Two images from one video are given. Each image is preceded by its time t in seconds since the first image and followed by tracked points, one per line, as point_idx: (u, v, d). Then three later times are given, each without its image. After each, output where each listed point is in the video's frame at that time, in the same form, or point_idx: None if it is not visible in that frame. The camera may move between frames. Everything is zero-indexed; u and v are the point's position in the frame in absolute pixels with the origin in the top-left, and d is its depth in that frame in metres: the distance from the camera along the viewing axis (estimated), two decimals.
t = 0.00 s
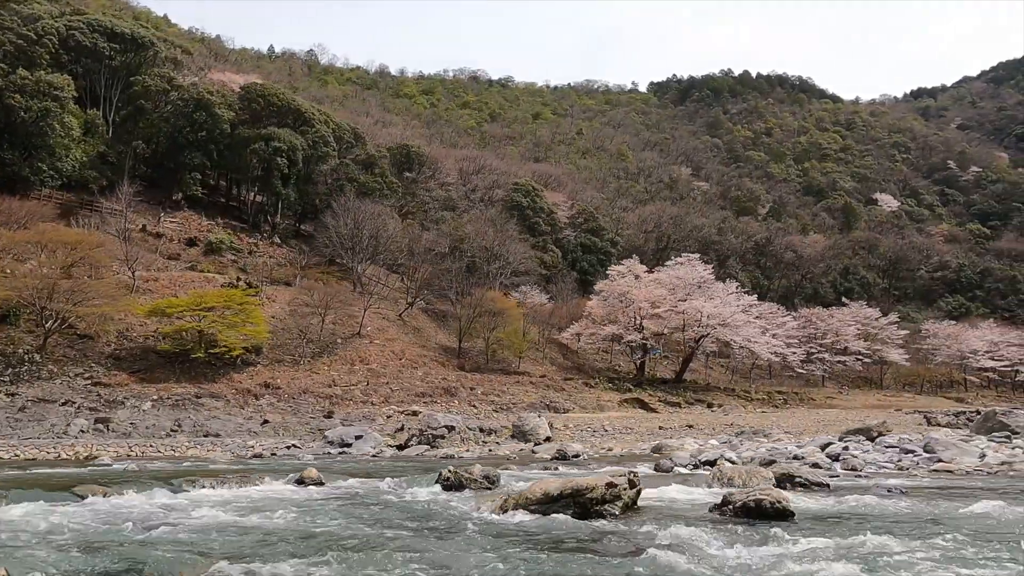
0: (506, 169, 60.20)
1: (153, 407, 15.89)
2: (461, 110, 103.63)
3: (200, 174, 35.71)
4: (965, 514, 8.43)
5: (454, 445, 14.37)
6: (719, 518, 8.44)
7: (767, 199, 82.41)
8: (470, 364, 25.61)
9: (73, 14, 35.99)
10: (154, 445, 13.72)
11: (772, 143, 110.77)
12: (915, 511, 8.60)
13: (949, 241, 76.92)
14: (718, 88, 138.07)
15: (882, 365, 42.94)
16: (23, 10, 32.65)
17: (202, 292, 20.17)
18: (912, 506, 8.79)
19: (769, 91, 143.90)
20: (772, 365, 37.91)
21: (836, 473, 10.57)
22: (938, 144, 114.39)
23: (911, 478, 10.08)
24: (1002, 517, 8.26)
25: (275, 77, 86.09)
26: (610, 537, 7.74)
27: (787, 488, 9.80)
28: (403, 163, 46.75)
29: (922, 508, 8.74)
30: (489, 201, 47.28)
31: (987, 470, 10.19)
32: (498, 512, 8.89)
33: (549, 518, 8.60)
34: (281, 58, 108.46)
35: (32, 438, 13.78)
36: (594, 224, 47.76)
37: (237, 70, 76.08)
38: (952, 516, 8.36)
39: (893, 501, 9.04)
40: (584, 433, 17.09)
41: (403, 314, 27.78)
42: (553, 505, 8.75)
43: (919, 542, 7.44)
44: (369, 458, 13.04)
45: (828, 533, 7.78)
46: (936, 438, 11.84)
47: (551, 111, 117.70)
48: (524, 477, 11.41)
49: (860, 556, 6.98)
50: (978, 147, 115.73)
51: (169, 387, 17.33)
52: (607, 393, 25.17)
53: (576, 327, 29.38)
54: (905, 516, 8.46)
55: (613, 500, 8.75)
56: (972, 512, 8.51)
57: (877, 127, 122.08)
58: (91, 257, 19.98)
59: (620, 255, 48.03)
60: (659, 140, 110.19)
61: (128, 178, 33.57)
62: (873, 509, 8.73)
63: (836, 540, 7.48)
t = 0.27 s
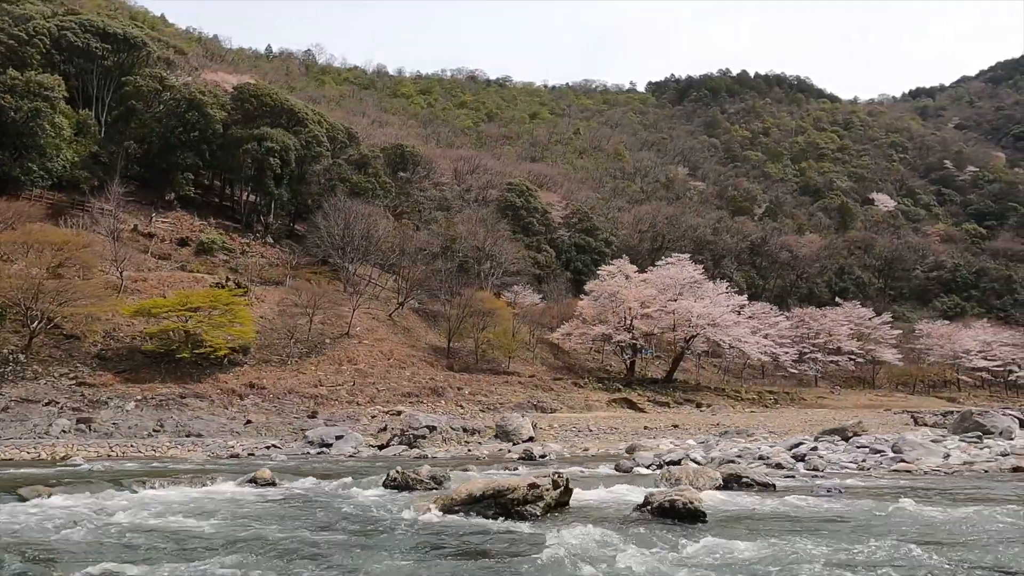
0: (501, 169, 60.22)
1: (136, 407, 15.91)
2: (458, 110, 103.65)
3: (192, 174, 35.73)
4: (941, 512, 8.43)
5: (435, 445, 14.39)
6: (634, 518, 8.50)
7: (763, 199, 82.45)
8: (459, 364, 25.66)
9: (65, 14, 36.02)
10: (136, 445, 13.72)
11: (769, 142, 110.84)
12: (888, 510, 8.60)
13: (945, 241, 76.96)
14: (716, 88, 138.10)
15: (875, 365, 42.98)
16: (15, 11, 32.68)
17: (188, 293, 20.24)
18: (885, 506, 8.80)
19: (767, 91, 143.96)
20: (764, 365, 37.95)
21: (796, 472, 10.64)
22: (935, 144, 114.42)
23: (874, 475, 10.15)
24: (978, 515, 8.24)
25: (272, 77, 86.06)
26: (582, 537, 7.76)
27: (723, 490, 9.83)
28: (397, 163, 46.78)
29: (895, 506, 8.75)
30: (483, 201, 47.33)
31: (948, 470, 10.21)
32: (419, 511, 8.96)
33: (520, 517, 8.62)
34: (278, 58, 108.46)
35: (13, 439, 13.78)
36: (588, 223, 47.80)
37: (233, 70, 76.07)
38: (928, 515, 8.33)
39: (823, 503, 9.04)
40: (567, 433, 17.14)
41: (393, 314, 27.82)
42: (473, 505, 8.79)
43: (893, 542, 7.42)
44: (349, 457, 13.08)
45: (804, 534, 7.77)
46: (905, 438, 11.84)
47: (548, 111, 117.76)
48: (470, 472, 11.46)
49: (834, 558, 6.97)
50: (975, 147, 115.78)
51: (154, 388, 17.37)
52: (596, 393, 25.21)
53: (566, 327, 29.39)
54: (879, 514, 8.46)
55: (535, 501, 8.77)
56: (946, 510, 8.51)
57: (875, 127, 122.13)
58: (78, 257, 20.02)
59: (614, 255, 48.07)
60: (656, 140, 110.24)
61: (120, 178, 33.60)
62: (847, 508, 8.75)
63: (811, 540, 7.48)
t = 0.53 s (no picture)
0: (497, 169, 60.23)
1: (121, 407, 15.95)
2: (455, 109, 103.66)
3: (185, 173, 35.76)
4: (914, 511, 8.40)
5: (416, 445, 14.40)
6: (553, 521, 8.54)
7: (760, 199, 82.44)
8: (449, 364, 25.70)
9: (57, 14, 36.05)
10: (117, 444, 13.74)
11: (767, 142, 110.89)
12: (861, 509, 8.59)
13: (942, 241, 77.00)
14: (714, 88, 138.16)
15: (870, 364, 42.99)
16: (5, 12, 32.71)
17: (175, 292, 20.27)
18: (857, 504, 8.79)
19: (766, 90, 143.96)
20: (757, 365, 37.99)
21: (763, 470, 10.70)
22: (933, 143, 114.41)
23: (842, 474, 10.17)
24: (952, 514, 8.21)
25: (269, 76, 86.03)
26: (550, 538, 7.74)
27: (670, 490, 10.06)
28: (392, 162, 46.82)
29: (868, 505, 8.73)
30: (478, 201, 47.35)
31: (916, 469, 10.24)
32: (345, 513, 8.93)
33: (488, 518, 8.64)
34: (276, 58, 108.45)
35: None
36: (582, 223, 47.84)
37: (230, 70, 76.08)
38: (903, 515, 8.28)
39: (764, 501, 9.12)
40: (552, 433, 17.17)
41: (384, 314, 27.87)
42: (397, 504, 8.69)
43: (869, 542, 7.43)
44: (328, 457, 13.12)
45: (775, 535, 7.72)
46: (877, 439, 11.87)
47: (546, 110, 117.76)
48: (424, 472, 11.52)
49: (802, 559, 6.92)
50: (973, 146, 115.76)
51: (140, 387, 17.39)
52: (586, 392, 25.26)
53: (557, 326, 29.40)
54: (854, 513, 8.42)
55: (459, 502, 8.77)
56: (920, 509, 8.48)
57: (873, 126, 122.14)
58: (65, 258, 20.04)
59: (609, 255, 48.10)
60: (654, 139, 110.23)
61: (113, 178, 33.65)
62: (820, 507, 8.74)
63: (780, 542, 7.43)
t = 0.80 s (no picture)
0: (493, 168, 60.26)
1: (105, 407, 15.97)
2: (453, 109, 103.71)
3: (177, 173, 35.77)
4: (887, 510, 8.37)
5: (398, 445, 14.41)
6: (466, 522, 8.40)
7: (757, 198, 82.44)
8: (439, 364, 25.71)
9: (49, 14, 36.07)
10: (99, 444, 13.75)
11: (765, 141, 110.85)
12: (832, 509, 8.56)
13: (939, 240, 76.98)
14: (713, 87, 138.14)
15: (864, 364, 42.99)
16: None
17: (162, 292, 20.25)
18: (829, 504, 8.77)
19: (764, 89, 143.95)
20: (750, 364, 38.03)
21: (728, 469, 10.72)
22: (931, 143, 114.36)
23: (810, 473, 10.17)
24: (924, 514, 8.16)
25: (266, 76, 86.04)
26: (519, 538, 7.68)
27: (619, 491, 9.80)
28: (387, 162, 46.84)
29: (840, 505, 8.70)
30: (472, 201, 47.37)
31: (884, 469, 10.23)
32: (278, 513, 8.93)
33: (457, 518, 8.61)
34: (274, 58, 108.46)
35: None
36: (577, 222, 47.86)
37: (227, 69, 76.14)
38: (876, 515, 8.23)
39: (704, 504, 8.95)
40: (537, 432, 17.18)
41: (375, 314, 27.89)
42: (322, 506, 8.67)
43: (845, 540, 7.42)
44: (308, 457, 13.12)
45: (746, 535, 7.63)
46: (852, 438, 11.89)
47: (544, 110, 117.76)
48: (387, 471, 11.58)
49: (772, 560, 6.82)
50: (971, 145, 115.72)
51: (125, 387, 17.42)
52: (575, 392, 25.29)
53: (548, 326, 29.39)
54: (826, 514, 8.37)
55: (384, 502, 8.75)
56: (893, 509, 8.46)
57: (871, 125, 122.12)
58: (52, 258, 20.04)
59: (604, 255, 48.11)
60: (652, 138, 110.23)
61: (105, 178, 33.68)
62: (792, 507, 8.72)
63: (752, 542, 7.34)
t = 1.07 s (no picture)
0: (489, 168, 60.29)
1: (89, 407, 15.98)
2: (451, 109, 103.74)
3: (170, 173, 35.77)
4: (861, 505, 8.29)
5: (380, 445, 14.41)
6: (391, 524, 8.08)
7: (754, 198, 82.44)
8: (428, 363, 25.71)
9: (42, 14, 36.08)
10: (81, 444, 13.74)
11: (764, 141, 110.83)
12: (806, 503, 8.49)
13: (936, 240, 76.93)
14: (711, 87, 138.13)
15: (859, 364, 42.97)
16: None
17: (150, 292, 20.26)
18: (801, 499, 8.70)
19: (763, 88, 143.94)
20: (743, 364, 38.03)
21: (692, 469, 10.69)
22: (929, 142, 114.32)
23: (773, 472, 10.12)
24: (897, 508, 8.09)
25: (264, 76, 86.10)
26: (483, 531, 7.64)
27: (568, 490, 9.52)
28: (382, 162, 46.85)
29: (812, 500, 8.65)
30: (467, 201, 47.38)
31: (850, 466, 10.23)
32: (207, 515, 8.58)
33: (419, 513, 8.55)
34: (272, 58, 108.52)
35: None
36: (572, 222, 47.88)
37: (225, 69, 76.21)
38: (852, 509, 8.13)
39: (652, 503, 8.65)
40: (523, 432, 17.20)
41: (365, 314, 27.90)
42: (248, 507, 8.38)
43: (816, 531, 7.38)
44: (288, 457, 13.11)
45: (716, 528, 7.53)
46: (829, 439, 11.89)
47: (542, 109, 117.80)
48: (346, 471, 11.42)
49: (740, 555, 6.70)
50: (970, 145, 115.66)
51: (110, 387, 17.43)
52: (565, 392, 25.30)
53: (539, 326, 29.35)
54: (801, 507, 8.28)
55: (311, 502, 8.47)
56: (866, 503, 8.40)
57: (870, 125, 122.10)
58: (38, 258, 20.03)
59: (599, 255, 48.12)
60: (650, 138, 110.23)
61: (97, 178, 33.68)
62: (763, 500, 8.69)
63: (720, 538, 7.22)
